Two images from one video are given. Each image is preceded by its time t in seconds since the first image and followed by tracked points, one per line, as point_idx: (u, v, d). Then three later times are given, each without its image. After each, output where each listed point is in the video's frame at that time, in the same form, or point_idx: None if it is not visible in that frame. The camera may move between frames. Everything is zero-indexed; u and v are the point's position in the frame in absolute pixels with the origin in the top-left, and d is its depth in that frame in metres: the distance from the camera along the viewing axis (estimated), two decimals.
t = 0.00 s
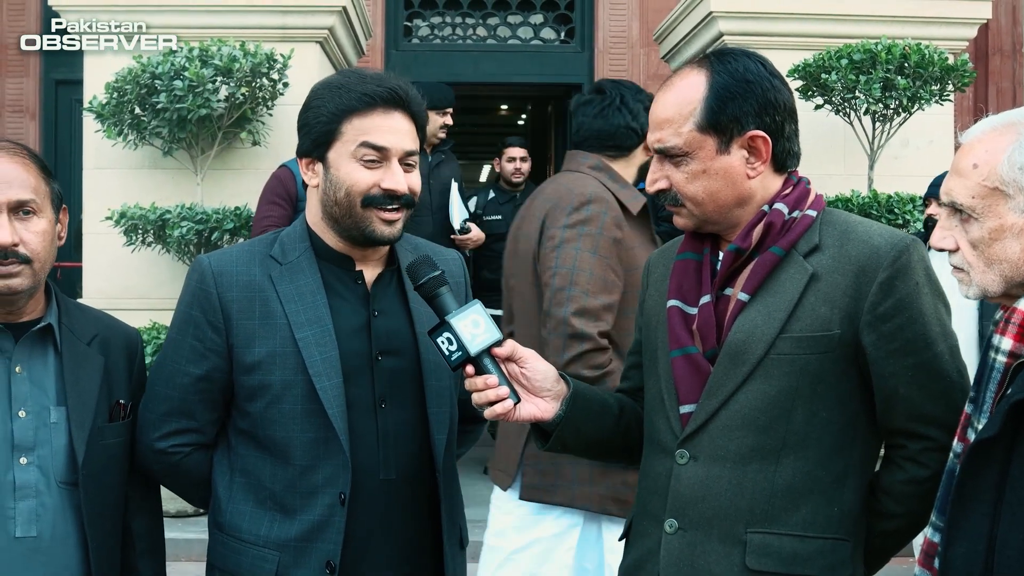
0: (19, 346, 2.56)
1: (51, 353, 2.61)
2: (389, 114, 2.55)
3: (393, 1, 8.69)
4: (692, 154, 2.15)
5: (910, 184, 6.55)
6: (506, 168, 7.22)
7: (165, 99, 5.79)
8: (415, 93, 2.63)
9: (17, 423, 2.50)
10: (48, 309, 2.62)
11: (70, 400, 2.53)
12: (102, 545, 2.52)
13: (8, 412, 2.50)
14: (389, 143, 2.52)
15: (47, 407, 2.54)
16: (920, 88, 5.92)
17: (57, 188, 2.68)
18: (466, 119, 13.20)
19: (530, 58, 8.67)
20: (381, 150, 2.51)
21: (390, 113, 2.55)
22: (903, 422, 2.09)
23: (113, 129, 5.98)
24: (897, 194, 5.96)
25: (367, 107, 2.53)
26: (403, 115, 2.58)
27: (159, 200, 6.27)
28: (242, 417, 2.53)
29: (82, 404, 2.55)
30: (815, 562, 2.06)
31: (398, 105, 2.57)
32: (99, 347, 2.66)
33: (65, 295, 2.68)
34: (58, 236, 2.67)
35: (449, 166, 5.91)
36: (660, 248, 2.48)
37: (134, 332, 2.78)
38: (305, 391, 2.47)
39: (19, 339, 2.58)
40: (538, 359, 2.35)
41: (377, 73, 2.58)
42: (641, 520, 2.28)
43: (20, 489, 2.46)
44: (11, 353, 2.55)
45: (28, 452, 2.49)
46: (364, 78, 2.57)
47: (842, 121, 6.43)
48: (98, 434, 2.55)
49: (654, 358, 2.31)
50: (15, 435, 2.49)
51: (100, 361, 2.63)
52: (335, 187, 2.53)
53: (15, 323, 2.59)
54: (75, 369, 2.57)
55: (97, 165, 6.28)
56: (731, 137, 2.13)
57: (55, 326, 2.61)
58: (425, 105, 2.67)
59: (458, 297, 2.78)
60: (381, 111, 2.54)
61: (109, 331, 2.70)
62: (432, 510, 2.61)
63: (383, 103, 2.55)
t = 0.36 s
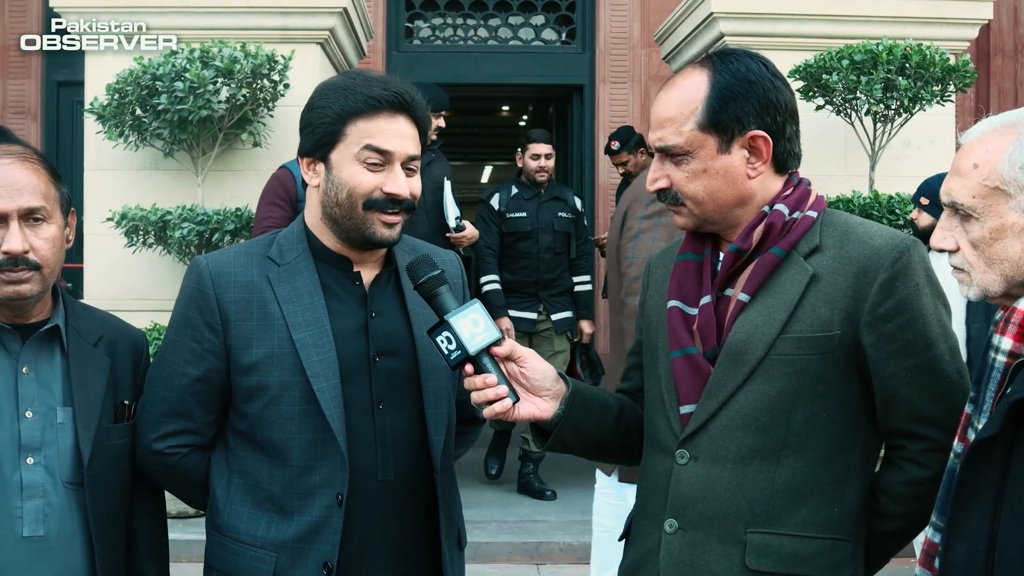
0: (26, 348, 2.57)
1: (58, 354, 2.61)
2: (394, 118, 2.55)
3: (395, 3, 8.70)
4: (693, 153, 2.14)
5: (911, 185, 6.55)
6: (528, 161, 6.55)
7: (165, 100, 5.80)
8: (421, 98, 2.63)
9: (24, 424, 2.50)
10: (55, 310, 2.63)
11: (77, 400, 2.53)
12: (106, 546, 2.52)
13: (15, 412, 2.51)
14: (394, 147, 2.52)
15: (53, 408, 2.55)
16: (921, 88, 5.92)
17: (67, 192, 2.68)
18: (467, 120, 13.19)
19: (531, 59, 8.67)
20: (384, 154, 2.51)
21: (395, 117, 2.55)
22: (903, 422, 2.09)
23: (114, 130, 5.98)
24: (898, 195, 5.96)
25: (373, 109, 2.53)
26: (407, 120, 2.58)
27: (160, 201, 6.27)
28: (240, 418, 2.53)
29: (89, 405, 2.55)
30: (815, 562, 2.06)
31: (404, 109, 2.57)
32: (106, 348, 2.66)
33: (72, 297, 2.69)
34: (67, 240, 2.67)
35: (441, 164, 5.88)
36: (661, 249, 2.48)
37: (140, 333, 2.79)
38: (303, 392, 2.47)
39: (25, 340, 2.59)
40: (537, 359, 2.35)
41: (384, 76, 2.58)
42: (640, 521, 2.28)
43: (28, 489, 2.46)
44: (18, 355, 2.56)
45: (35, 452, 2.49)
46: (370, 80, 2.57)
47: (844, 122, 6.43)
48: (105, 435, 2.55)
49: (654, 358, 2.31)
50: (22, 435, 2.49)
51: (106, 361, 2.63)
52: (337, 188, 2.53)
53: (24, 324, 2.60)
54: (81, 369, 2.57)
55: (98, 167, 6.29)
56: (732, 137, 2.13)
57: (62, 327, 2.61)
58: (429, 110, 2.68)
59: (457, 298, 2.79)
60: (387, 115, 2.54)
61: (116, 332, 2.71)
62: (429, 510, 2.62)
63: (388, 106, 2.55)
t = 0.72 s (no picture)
0: (22, 350, 2.55)
1: (53, 356, 2.59)
2: (413, 125, 2.58)
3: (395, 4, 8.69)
4: (689, 157, 2.14)
5: (911, 186, 6.54)
6: (546, 162, 6.03)
7: (164, 101, 5.79)
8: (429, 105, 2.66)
9: (20, 427, 2.49)
10: (50, 313, 2.60)
11: (72, 403, 2.53)
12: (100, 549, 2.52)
13: (10, 415, 2.50)
14: (417, 154, 2.55)
15: (49, 410, 2.54)
16: (921, 89, 5.91)
17: (63, 195, 2.68)
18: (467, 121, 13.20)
19: (531, 60, 8.67)
20: (410, 161, 2.54)
21: (413, 124, 2.58)
22: (901, 423, 2.08)
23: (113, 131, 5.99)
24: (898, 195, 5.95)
25: (398, 116, 2.55)
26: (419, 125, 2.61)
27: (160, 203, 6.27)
28: (237, 422, 2.52)
29: (84, 408, 2.54)
30: (813, 563, 2.06)
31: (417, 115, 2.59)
32: (100, 350, 2.66)
33: (66, 299, 2.67)
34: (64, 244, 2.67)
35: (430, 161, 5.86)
36: (658, 250, 2.47)
37: (134, 334, 2.78)
38: (301, 396, 2.46)
39: (21, 343, 2.57)
40: (534, 361, 2.35)
41: (399, 84, 2.59)
42: (638, 522, 2.28)
43: (24, 492, 2.46)
44: (14, 357, 2.54)
45: (31, 455, 2.49)
46: (384, 86, 2.57)
47: (843, 122, 6.43)
48: (100, 437, 2.55)
49: (652, 360, 2.31)
50: (18, 438, 2.48)
51: (101, 363, 2.62)
52: (363, 196, 2.52)
53: (19, 327, 2.57)
54: (76, 372, 2.56)
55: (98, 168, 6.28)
56: (727, 139, 2.13)
57: (57, 330, 2.59)
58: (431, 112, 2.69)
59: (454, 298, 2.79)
60: (406, 121, 2.56)
61: (110, 334, 2.70)
62: (427, 512, 2.62)
63: (408, 113, 2.57)
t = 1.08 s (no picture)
0: None
1: (29, 354, 2.57)
2: (421, 130, 2.56)
3: (394, 5, 8.68)
4: (683, 156, 2.13)
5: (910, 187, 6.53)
6: (558, 145, 5.77)
7: (163, 102, 5.78)
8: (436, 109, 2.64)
9: None
10: (24, 311, 2.58)
11: (51, 401, 2.52)
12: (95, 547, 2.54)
13: None
14: (425, 157, 2.53)
15: (28, 409, 2.52)
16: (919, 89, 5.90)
17: (31, 190, 2.65)
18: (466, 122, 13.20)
19: (531, 61, 8.66)
20: (418, 164, 2.52)
21: (421, 128, 2.56)
22: (897, 423, 2.07)
23: (111, 132, 5.97)
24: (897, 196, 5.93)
25: (409, 120, 2.53)
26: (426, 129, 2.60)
27: (158, 203, 6.26)
28: (240, 427, 2.50)
29: (64, 406, 2.53)
30: (810, 565, 2.05)
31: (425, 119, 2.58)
32: (77, 347, 2.65)
33: (39, 297, 2.65)
34: (34, 240, 2.65)
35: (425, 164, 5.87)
36: (653, 251, 2.47)
37: (109, 332, 2.77)
38: (308, 400, 2.45)
39: None
40: (529, 363, 2.35)
41: (407, 88, 2.57)
42: (633, 524, 2.27)
43: (7, 492, 2.44)
44: None
45: (13, 455, 2.47)
46: (394, 89, 2.55)
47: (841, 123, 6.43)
48: (81, 434, 2.55)
49: (647, 361, 2.30)
50: None
51: (78, 360, 2.62)
52: (372, 198, 2.50)
53: None
54: (53, 370, 2.55)
55: (97, 169, 6.26)
56: (722, 139, 2.12)
57: (32, 328, 2.58)
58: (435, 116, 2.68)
59: (449, 299, 2.79)
60: (415, 125, 2.55)
61: (86, 331, 2.69)
62: (431, 514, 2.63)
63: (416, 116, 2.55)
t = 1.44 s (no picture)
0: None
1: None
2: (417, 132, 2.54)
3: (393, 7, 8.67)
4: (672, 158, 2.12)
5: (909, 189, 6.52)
6: (583, 159, 5.64)
7: (160, 104, 5.75)
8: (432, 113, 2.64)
9: None
10: None
11: (15, 406, 2.51)
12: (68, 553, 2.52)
13: None
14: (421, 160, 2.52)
15: None
16: (917, 91, 5.87)
17: None
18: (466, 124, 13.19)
19: (529, 63, 8.67)
20: (414, 166, 2.50)
21: (417, 131, 2.55)
22: (888, 425, 2.06)
23: (108, 134, 5.96)
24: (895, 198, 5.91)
25: (405, 122, 2.52)
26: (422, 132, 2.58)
27: (155, 206, 6.25)
28: (232, 429, 2.48)
29: (29, 410, 2.52)
30: (802, 569, 2.04)
31: (422, 121, 2.57)
32: (45, 350, 2.63)
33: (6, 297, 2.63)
34: None
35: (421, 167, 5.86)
36: (643, 253, 2.46)
37: (81, 334, 2.76)
38: (302, 403, 2.44)
39: None
40: (519, 366, 2.33)
41: (404, 90, 2.56)
42: (624, 528, 2.26)
43: None
44: None
45: None
46: (390, 91, 2.54)
47: (838, 125, 6.42)
48: (45, 440, 2.54)
49: (637, 365, 2.28)
50: None
51: (46, 364, 2.60)
52: (367, 200, 2.48)
53: None
54: (19, 373, 2.54)
55: (93, 171, 6.26)
56: (711, 141, 2.11)
57: None
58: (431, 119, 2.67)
59: (440, 302, 2.78)
60: (412, 128, 2.53)
61: (55, 334, 2.68)
62: (425, 518, 2.61)
63: (412, 119, 2.54)
